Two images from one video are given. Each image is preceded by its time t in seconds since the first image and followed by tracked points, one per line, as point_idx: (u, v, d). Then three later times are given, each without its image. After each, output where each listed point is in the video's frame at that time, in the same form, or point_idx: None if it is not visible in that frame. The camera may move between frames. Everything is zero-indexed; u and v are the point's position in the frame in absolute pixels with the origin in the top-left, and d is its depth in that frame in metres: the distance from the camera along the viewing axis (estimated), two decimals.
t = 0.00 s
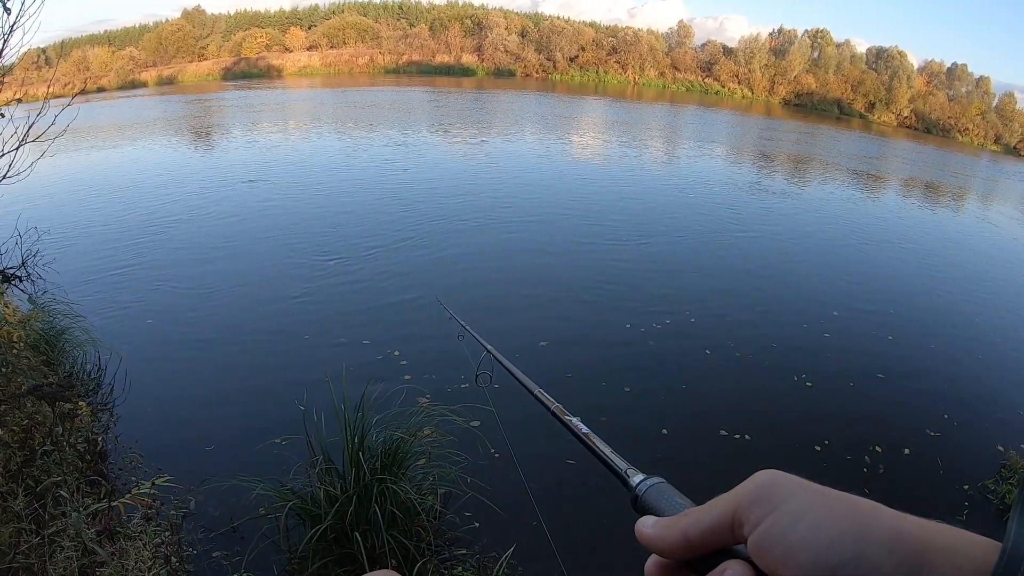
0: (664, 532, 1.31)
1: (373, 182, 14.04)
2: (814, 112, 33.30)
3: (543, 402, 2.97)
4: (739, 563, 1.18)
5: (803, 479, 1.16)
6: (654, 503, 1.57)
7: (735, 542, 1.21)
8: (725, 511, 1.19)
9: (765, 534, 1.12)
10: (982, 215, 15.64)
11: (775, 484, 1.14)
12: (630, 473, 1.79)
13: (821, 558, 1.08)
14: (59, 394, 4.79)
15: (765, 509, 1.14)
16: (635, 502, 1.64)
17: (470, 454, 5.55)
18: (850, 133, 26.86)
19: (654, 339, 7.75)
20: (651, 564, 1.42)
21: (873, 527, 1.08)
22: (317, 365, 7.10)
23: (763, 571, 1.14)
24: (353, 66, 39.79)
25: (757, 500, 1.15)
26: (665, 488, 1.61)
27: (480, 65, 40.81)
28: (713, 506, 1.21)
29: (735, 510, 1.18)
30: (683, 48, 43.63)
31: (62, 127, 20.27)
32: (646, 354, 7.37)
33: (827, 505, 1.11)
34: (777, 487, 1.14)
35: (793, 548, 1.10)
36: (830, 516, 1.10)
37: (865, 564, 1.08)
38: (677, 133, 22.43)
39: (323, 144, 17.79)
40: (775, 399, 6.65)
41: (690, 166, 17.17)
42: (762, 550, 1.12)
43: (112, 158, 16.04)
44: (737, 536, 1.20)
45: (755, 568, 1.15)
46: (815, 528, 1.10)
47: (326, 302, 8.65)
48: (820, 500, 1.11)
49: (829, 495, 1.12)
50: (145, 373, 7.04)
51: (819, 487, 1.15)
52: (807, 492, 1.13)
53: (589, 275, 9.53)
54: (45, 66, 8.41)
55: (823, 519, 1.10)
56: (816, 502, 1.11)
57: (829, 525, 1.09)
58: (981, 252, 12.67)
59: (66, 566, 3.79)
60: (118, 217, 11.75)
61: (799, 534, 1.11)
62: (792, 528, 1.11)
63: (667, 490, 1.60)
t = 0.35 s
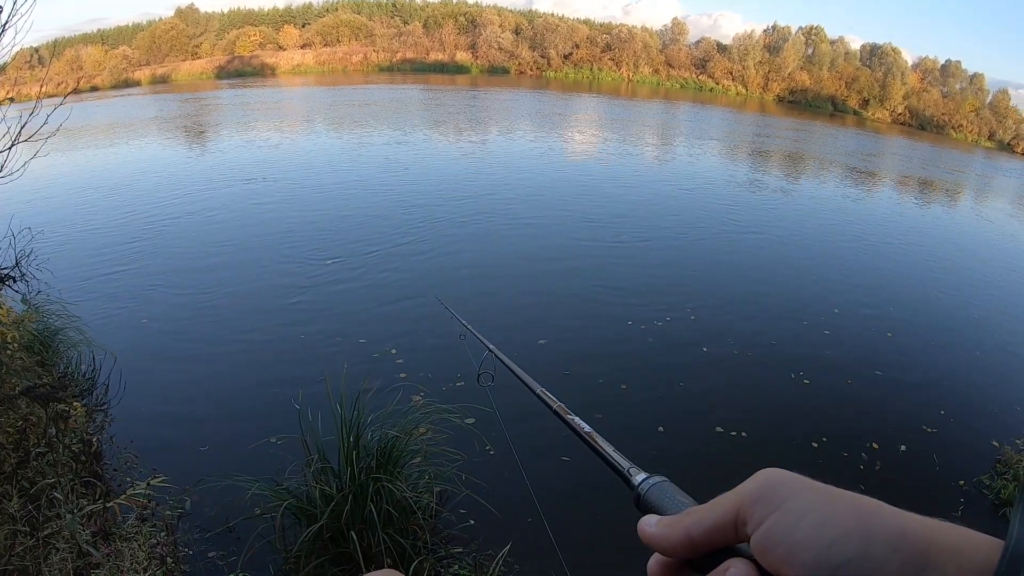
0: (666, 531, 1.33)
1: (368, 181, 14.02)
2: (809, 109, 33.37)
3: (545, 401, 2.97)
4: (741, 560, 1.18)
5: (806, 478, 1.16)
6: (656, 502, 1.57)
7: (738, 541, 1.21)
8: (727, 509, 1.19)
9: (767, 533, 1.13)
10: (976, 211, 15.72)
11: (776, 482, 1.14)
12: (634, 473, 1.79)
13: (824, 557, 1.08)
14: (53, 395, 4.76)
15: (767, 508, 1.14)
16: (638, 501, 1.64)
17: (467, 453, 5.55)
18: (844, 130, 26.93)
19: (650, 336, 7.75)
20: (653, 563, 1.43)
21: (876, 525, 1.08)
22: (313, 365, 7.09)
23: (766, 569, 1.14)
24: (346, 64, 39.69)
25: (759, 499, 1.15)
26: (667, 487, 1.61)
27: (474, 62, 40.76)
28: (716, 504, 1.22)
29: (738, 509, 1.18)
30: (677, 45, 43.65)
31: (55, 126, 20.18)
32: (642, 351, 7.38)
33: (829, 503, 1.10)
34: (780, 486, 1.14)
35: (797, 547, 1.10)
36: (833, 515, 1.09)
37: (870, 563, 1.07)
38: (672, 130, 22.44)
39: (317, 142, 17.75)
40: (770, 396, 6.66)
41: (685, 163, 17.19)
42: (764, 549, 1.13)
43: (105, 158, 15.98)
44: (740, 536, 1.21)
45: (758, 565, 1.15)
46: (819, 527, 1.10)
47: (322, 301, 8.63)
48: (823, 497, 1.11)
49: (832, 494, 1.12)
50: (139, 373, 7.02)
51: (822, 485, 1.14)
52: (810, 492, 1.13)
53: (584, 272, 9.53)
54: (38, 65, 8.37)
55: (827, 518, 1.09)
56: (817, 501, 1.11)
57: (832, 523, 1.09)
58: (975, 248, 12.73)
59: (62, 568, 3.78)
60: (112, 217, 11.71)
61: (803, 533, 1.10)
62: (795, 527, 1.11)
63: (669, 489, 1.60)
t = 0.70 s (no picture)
0: (666, 531, 1.32)
1: (364, 179, 14.03)
2: (805, 107, 33.43)
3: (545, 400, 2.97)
4: (739, 560, 1.18)
5: (806, 478, 1.16)
6: (655, 502, 1.57)
7: (736, 540, 1.22)
8: (726, 509, 1.19)
9: (767, 532, 1.13)
10: (972, 208, 15.77)
11: (775, 481, 1.15)
12: (634, 473, 1.78)
13: (825, 557, 1.08)
14: (50, 396, 4.75)
15: (766, 508, 1.14)
16: (636, 500, 1.64)
17: (463, 452, 5.54)
18: (840, 128, 26.99)
19: (647, 335, 7.76)
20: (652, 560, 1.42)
21: (876, 526, 1.08)
22: (310, 364, 7.07)
23: (765, 568, 1.14)
24: (342, 63, 39.65)
25: (756, 499, 1.15)
26: (666, 487, 1.61)
27: (470, 61, 40.74)
28: (714, 503, 1.22)
29: (737, 508, 1.18)
30: (673, 43, 43.69)
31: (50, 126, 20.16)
32: (639, 350, 7.38)
33: (829, 504, 1.10)
34: (779, 486, 1.14)
35: (796, 547, 1.10)
36: (833, 515, 1.09)
37: (870, 563, 1.07)
38: (668, 128, 22.46)
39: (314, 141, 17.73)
40: (768, 394, 6.67)
41: (681, 161, 17.22)
42: (764, 549, 1.13)
43: (101, 157, 15.96)
44: (739, 535, 1.21)
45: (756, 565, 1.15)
46: (818, 527, 1.10)
47: (319, 300, 8.63)
48: (822, 499, 1.11)
49: (832, 494, 1.12)
50: (136, 373, 7.01)
51: (823, 486, 1.14)
52: (808, 492, 1.12)
53: (582, 271, 9.55)
54: (33, 64, 8.36)
55: (827, 519, 1.09)
56: (817, 501, 1.11)
57: (831, 524, 1.09)
58: (971, 245, 12.77)
59: (59, 569, 3.78)
60: (108, 216, 11.69)
61: (801, 533, 1.10)
62: (794, 527, 1.11)
63: (668, 489, 1.60)
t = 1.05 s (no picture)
0: (623, 405, 1.44)
1: (362, 179, 14.02)
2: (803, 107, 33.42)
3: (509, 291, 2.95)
4: (698, 440, 1.29)
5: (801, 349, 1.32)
6: (605, 378, 1.61)
7: (700, 405, 1.37)
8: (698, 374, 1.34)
9: (738, 391, 1.30)
10: (969, 208, 15.81)
11: (750, 345, 1.31)
12: (583, 351, 1.81)
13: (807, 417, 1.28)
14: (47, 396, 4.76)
15: (739, 370, 1.30)
16: (587, 379, 1.68)
17: (461, 452, 5.54)
18: (839, 128, 27.00)
19: (646, 334, 7.77)
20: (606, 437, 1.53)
21: (873, 399, 1.25)
22: (309, 364, 7.08)
23: (731, 426, 1.31)
24: (340, 63, 39.52)
25: (731, 362, 1.31)
26: (617, 363, 1.64)
27: (468, 61, 40.60)
28: (685, 373, 1.36)
29: (708, 372, 1.33)
30: (671, 44, 43.65)
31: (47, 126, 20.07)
32: (637, 349, 7.40)
33: (818, 374, 1.28)
34: (755, 350, 1.31)
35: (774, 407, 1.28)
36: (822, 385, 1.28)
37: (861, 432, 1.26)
38: (666, 128, 22.45)
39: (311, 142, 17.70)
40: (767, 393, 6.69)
41: (679, 161, 17.23)
42: (732, 407, 1.30)
43: (97, 158, 15.91)
44: (706, 402, 1.36)
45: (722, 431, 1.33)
46: (802, 390, 1.29)
47: (317, 299, 8.63)
48: (809, 367, 1.29)
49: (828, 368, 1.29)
50: (134, 373, 7.00)
51: (824, 360, 1.31)
52: (790, 357, 1.30)
53: (581, 270, 9.56)
54: (31, 65, 8.34)
55: (813, 386, 1.28)
56: (808, 371, 1.29)
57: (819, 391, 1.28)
58: (968, 244, 12.81)
59: (57, 570, 3.78)
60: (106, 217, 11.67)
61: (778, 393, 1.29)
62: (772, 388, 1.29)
63: (619, 365, 1.62)
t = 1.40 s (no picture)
0: (629, 389, 1.45)
1: (364, 181, 14.03)
2: (804, 110, 33.44)
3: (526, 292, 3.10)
4: (708, 420, 1.30)
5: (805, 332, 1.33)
6: (614, 364, 1.69)
7: (710, 388, 1.38)
8: (706, 356, 1.35)
9: (748, 374, 1.30)
10: (970, 212, 15.82)
11: (760, 327, 1.32)
12: (592, 340, 1.90)
13: (815, 400, 1.28)
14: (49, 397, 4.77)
15: (748, 352, 1.31)
16: (597, 365, 1.77)
17: (462, 454, 5.54)
18: (839, 131, 27.03)
19: (646, 337, 7.78)
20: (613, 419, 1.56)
21: (877, 379, 1.25)
22: (310, 366, 7.09)
23: (743, 409, 1.32)
24: (342, 65, 39.54)
25: (740, 345, 1.32)
26: (627, 349, 1.71)
27: (470, 64, 40.54)
28: (695, 353, 1.37)
29: (717, 355, 1.34)
30: (673, 47, 43.70)
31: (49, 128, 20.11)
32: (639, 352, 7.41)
33: (824, 355, 1.29)
34: (766, 333, 1.32)
35: (786, 390, 1.29)
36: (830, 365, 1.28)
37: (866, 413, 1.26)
38: (667, 131, 22.49)
39: (313, 144, 17.73)
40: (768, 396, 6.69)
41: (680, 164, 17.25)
42: (744, 389, 1.31)
43: (99, 159, 15.93)
44: (716, 386, 1.38)
45: (732, 413, 1.35)
46: (811, 374, 1.29)
47: (318, 301, 8.64)
48: (815, 347, 1.29)
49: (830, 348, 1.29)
50: (136, 375, 7.01)
51: (824, 339, 1.31)
52: (799, 339, 1.31)
53: (581, 273, 9.58)
54: (33, 65, 8.36)
55: (822, 367, 1.28)
56: (811, 350, 1.29)
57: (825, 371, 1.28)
58: (969, 248, 12.82)
59: (59, 570, 3.78)
60: (108, 218, 11.69)
61: (789, 376, 1.29)
62: (783, 371, 1.29)
63: (627, 351, 1.71)
